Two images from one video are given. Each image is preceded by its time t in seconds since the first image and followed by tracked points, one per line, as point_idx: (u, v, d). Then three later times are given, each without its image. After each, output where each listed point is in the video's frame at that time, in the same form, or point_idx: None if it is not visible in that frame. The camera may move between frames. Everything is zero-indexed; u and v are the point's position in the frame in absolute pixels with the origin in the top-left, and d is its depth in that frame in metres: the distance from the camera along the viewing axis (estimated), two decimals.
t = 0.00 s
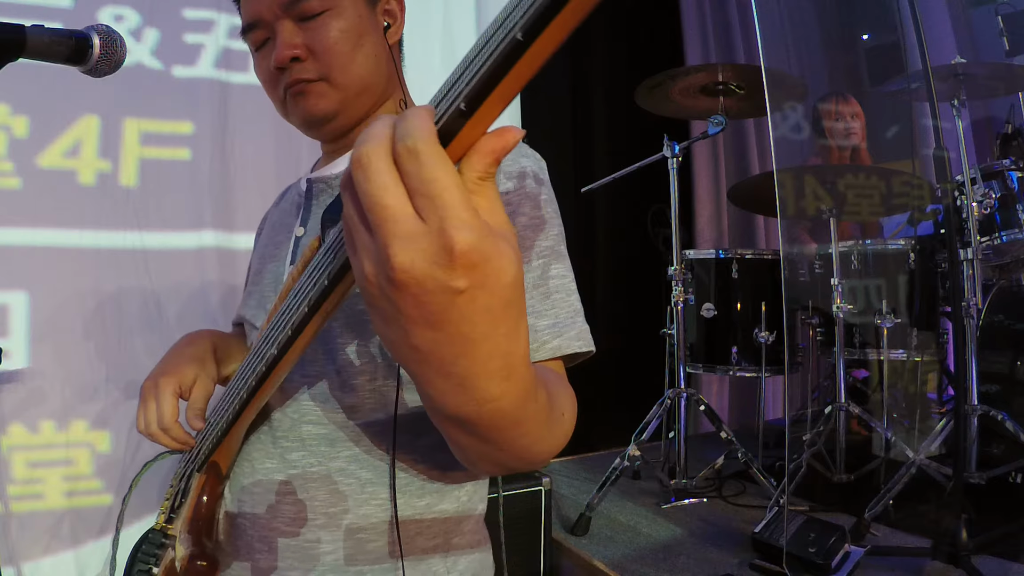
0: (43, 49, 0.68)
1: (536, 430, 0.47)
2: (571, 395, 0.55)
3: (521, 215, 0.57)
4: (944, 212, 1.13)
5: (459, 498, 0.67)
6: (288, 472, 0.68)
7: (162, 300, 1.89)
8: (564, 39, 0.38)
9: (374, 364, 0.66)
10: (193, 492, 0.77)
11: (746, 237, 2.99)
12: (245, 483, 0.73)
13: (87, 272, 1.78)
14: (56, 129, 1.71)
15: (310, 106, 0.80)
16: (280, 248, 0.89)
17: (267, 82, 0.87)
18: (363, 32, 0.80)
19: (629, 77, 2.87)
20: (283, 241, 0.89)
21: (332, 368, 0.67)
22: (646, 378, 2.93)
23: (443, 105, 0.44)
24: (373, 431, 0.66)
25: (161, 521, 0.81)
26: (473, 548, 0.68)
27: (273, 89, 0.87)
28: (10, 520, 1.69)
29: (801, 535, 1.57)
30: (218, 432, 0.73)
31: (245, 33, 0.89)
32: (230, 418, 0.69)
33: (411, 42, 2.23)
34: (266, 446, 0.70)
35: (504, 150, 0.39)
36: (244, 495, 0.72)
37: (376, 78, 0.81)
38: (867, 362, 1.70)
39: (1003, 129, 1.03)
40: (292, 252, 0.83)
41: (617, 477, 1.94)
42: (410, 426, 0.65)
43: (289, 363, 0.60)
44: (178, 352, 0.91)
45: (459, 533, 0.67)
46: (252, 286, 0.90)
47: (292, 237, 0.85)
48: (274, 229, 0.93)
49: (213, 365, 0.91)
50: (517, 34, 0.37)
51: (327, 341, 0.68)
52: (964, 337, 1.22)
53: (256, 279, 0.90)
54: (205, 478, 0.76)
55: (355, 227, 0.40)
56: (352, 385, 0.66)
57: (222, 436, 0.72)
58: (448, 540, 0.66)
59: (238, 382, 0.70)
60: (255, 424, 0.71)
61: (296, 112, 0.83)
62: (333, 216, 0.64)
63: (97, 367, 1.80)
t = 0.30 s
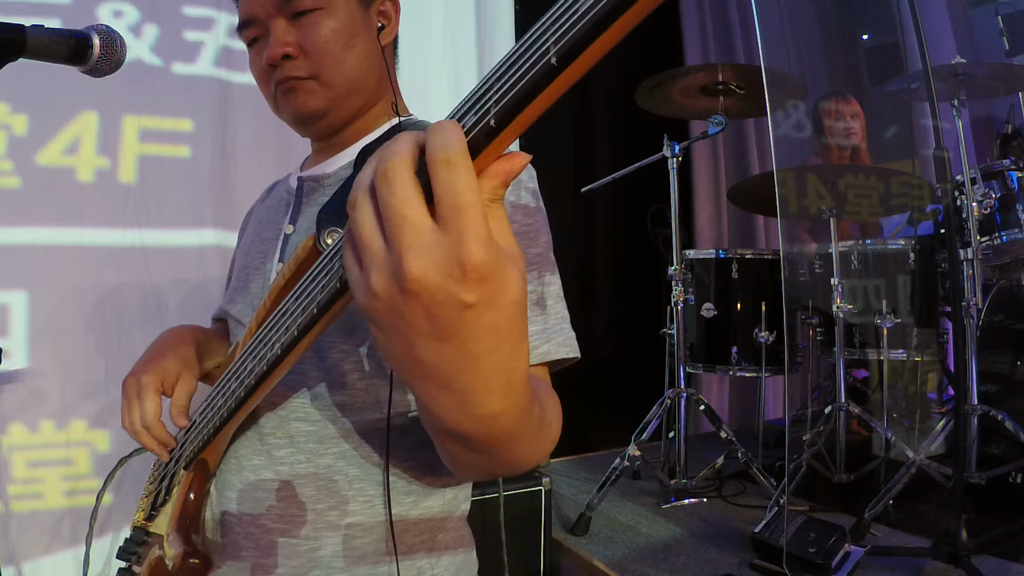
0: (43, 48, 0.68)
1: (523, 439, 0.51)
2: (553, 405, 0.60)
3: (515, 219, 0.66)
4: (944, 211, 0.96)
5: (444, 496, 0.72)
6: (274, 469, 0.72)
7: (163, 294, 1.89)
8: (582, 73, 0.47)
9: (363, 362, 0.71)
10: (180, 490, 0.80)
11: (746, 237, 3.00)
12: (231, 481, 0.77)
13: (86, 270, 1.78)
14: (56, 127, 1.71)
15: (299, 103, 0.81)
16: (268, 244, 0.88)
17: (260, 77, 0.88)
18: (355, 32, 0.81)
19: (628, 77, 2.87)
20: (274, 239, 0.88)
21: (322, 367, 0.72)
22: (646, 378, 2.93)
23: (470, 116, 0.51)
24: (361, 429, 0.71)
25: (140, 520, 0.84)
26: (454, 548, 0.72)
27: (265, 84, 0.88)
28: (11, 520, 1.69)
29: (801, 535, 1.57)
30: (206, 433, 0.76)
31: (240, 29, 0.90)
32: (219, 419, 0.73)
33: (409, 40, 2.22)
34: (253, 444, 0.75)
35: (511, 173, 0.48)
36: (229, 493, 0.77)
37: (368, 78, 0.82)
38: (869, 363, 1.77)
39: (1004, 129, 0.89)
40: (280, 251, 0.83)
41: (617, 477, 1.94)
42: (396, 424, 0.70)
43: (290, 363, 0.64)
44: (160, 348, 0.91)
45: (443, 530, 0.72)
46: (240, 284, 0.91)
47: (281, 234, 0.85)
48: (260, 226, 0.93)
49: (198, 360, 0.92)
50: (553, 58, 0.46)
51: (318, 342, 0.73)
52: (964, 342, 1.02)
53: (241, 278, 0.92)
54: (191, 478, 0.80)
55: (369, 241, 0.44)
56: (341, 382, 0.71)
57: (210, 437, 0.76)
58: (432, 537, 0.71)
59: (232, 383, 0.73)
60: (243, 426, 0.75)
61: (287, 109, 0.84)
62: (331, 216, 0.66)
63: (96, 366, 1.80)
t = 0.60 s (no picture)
0: (43, 48, 0.68)
1: (514, 439, 0.52)
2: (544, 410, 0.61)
3: (508, 225, 0.66)
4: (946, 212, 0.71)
5: (436, 494, 0.72)
6: (268, 468, 0.72)
7: (162, 293, 1.89)
8: (578, 82, 0.48)
9: (355, 363, 0.71)
10: (172, 489, 0.80)
11: (746, 236, 3.00)
12: (226, 481, 0.76)
13: (85, 269, 1.77)
14: (56, 125, 1.71)
15: (302, 104, 0.81)
16: (264, 246, 0.88)
17: (260, 77, 0.88)
18: (358, 35, 0.81)
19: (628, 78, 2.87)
20: (270, 240, 0.88)
21: (316, 367, 0.72)
22: (647, 378, 2.94)
23: (467, 125, 0.51)
24: (355, 429, 0.71)
25: (132, 519, 0.82)
26: (445, 550, 0.73)
27: (265, 84, 0.88)
28: (10, 519, 1.69)
29: (801, 535, 1.58)
30: (203, 431, 0.76)
31: (241, 28, 0.89)
32: (215, 420, 0.73)
33: (409, 40, 2.22)
34: (248, 443, 0.75)
35: (506, 179, 0.48)
36: (224, 492, 0.76)
37: (368, 81, 0.83)
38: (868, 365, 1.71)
39: (1003, 129, 0.68)
40: (274, 252, 0.83)
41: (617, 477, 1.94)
42: (389, 424, 0.70)
43: (286, 363, 0.64)
44: (154, 348, 0.91)
45: (434, 528, 0.72)
46: (235, 284, 0.91)
47: (275, 235, 0.85)
48: (255, 226, 0.93)
49: (192, 360, 0.92)
50: (549, 70, 0.47)
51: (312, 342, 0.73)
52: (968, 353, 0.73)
53: (234, 278, 0.92)
54: (185, 476, 0.79)
55: (370, 239, 0.45)
56: (335, 382, 0.71)
57: (205, 437, 0.76)
58: (424, 535, 0.71)
59: (227, 383, 0.73)
60: (238, 426, 0.76)
61: (287, 109, 0.84)
62: (326, 216, 0.65)
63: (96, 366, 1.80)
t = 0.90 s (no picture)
0: (43, 48, 0.68)
1: (515, 428, 0.52)
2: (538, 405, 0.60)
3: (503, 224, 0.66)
4: (945, 212, 0.93)
5: (429, 493, 0.72)
6: (262, 467, 0.72)
7: (164, 295, 1.89)
8: (556, 80, 0.48)
9: (350, 363, 0.71)
10: (168, 486, 0.80)
11: (746, 236, 3.00)
12: (220, 480, 0.77)
13: (85, 270, 1.78)
14: (56, 125, 1.71)
15: (303, 103, 0.81)
16: (263, 246, 0.88)
17: (261, 74, 0.87)
18: (361, 38, 0.82)
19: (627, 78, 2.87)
20: (267, 240, 0.88)
21: (311, 367, 0.72)
22: (647, 378, 2.94)
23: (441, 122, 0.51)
24: (349, 428, 0.70)
25: (128, 518, 0.83)
26: (439, 550, 0.73)
27: (265, 82, 0.87)
28: (10, 519, 1.69)
29: (801, 535, 1.57)
30: (197, 429, 0.76)
31: (244, 24, 0.89)
32: (210, 417, 0.73)
33: (410, 39, 2.22)
34: (243, 443, 0.75)
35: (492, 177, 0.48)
36: (218, 491, 0.77)
37: (369, 82, 0.83)
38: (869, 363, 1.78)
39: (1003, 130, 0.83)
40: (270, 252, 0.83)
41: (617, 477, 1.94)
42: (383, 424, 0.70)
43: (278, 361, 0.64)
44: (151, 348, 0.91)
45: (428, 528, 0.72)
46: (234, 284, 0.90)
47: (271, 236, 0.85)
48: (253, 226, 0.94)
49: (190, 359, 0.92)
50: (529, 68, 0.47)
51: (307, 341, 0.73)
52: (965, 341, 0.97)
53: (231, 279, 0.92)
54: (179, 475, 0.79)
55: (377, 224, 0.43)
56: (330, 382, 0.71)
57: (200, 433, 0.76)
58: (418, 535, 0.71)
59: (220, 381, 0.73)
60: (232, 424, 0.76)
61: (287, 107, 0.84)
62: (319, 218, 0.65)
63: (96, 367, 1.80)
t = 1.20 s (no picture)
0: (43, 48, 0.68)
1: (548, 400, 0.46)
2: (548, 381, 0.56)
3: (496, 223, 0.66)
4: (945, 213, 1.02)
5: (427, 492, 0.72)
6: (261, 466, 0.72)
7: (166, 291, 1.89)
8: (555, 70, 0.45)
9: (347, 361, 0.70)
10: (168, 486, 0.80)
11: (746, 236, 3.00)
12: (220, 480, 0.77)
13: (86, 269, 1.78)
14: (56, 125, 1.71)
15: (298, 103, 0.81)
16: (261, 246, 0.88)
17: (256, 76, 0.87)
18: (356, 38, 0.82)
19: (627, 78, 2.87)
20: (265, 240, 0.88)
21: (309, 367, 0.72)
22: (647, 377, 2.93)
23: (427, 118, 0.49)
24: (348, 427, 0.70)
25: (130, 518, 0.84)
26: (438, 550, 0.72)
27: (261, 84, 0.87)
28: (10, 519, 1.69)
29: (801, 535, 1.57)
30: (196, 428, 0.77)
31: (240, 25, 0.89)
32: (209, 415, 0.74)
33: (410, 38, 2.22)
34: (243, 442, 0.75)
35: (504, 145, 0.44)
36: (218, 491, 0.77)
37: (364, 82, 0.83)
38: (870, 363, 1.80)
39: (1003, 128, 0.99)
40: (268, 253, 0.83)
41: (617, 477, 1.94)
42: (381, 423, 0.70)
43: (275, 358, 0.64)
44: (150, 351, 0.91)
45: (427, 527, 0.71)
46: (232, 284, 0.90)
47: (268, 238, 0.85)
48: (253, 226, 0.94)
49: (190, 361, 0.92)
50: (518, 63, 0.44)
51: (304, 340, 0.72)
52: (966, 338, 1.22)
53: (229, 280, 0.92)
54: (179, 474, 0.79)
55: (395, 186, 0.38)
56: (328, 382, 0.71)
57: (200, 432, 0.76)
58: (416, 534, 0.71)
59: (218, 381, 0.73)
60: (231, 422, 0.76)
61: (282, 108, 0.84)
62: (315, 220, 0.64)
63: (97, 368, 1.80)
